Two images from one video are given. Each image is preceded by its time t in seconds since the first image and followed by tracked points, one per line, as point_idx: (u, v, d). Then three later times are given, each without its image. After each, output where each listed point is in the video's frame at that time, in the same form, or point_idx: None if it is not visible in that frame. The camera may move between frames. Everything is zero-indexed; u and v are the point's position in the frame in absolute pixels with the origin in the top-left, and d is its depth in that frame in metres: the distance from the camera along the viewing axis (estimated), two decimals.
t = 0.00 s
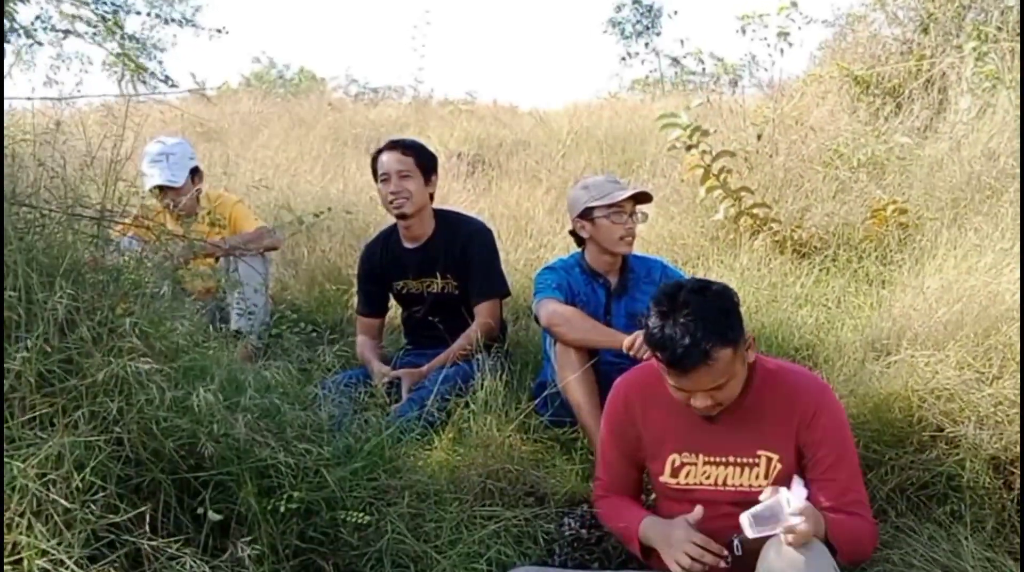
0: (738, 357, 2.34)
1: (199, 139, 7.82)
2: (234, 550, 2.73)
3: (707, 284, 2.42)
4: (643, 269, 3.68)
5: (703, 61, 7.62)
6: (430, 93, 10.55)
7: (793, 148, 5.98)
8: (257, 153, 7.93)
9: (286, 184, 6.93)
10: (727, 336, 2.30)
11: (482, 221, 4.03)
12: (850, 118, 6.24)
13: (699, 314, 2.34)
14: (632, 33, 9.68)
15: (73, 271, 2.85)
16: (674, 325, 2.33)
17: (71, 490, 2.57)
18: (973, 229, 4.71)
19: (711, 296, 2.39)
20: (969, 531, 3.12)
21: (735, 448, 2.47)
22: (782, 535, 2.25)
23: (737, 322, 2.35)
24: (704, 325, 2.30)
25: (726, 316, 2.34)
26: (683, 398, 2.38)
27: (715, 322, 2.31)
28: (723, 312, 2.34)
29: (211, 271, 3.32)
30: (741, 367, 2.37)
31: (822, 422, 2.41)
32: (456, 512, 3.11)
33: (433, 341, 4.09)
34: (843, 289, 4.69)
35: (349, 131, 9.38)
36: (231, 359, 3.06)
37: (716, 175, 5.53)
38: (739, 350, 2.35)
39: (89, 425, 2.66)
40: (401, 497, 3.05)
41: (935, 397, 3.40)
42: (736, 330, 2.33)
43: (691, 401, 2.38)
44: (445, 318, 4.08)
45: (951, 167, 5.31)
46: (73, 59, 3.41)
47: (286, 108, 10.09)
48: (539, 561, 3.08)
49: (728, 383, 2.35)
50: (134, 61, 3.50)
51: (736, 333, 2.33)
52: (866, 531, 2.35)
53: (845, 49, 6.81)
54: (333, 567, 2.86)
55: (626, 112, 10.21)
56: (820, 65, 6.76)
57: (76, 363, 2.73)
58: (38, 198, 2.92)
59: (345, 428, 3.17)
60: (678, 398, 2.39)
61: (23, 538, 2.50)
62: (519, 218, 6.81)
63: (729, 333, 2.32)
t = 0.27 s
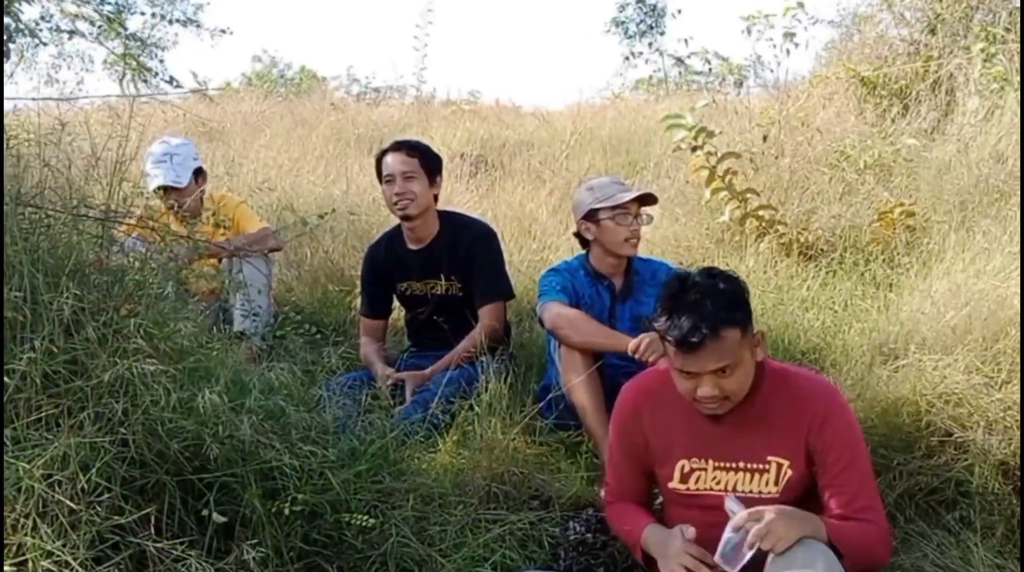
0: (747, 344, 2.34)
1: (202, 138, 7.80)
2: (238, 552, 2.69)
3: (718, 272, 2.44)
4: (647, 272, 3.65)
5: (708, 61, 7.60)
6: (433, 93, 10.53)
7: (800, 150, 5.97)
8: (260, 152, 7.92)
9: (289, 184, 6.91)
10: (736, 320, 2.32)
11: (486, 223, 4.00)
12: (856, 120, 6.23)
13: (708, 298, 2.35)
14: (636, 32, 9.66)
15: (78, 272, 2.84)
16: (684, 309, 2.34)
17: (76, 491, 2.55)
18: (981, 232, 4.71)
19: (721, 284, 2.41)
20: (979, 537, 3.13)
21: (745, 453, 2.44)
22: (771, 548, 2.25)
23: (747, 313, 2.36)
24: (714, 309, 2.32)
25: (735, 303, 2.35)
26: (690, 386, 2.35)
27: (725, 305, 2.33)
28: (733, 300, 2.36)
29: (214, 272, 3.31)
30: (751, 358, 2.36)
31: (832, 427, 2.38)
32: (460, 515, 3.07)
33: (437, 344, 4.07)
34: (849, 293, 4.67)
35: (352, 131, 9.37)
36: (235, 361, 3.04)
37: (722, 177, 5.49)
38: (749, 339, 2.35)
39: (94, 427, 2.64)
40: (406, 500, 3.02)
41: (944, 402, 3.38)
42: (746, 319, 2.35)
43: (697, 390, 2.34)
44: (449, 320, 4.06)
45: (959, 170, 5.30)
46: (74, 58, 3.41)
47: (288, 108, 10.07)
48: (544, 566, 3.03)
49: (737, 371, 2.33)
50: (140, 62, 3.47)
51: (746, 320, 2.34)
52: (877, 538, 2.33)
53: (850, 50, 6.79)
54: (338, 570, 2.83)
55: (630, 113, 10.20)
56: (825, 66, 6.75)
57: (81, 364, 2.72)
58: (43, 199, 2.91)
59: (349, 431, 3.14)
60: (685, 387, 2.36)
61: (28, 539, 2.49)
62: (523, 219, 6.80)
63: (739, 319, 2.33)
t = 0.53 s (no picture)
0: (761, 331, 2.36)
1: (204, 139, 7.78)
2: (244, 556, 2.67)
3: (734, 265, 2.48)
4: (653, 274, 3.60)
5: (713, 62, 7.58)
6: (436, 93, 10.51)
7: (805, 152, 5.94)
8: (262, 153, 7.89)
9: (292, 185, 6.89)
10: (750, 303, 2.36)
11: (491, 225, 3.97)
12: (863, 121, 6.21)
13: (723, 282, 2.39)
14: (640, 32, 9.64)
15: (83, 273, 2.82)
16: (702, 290, 2.38)
17: (82, 493, 2.53)
18: (990, 235, 4.70)
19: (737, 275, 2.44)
20: (989, 543, 3.10)
21: (755, 459, 2.42)
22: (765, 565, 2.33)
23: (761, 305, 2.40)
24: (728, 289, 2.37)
25: (750, 288, 2.40)
26: (702, 371, 2.34)
27: (740, 289, 2.37)
28: (748, 287, 2.40)
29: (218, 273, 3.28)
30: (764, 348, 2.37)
31: (843, 434, 2.36)
32: (466, 519, 3.04)
33: (441, 346, 4.04)
34: (856, 296, 4.65)
35: (355, 132, 9.34)
36: (240, 363, 3.01)
37: (727, 178, 5.45)
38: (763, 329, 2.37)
39: (99, 429, 2.62)
40: (411, 503, 2.99)
41: (953, 406, 3.35)
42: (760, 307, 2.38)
43: (709, 375, 2.34)
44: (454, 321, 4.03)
45: (967, 172, 5.28)
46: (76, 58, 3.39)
47: (291, 108, 10.05)
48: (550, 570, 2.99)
49: (751, 359, 2.33)
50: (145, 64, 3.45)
51: (760, 307, 2.38)
52: (885, 545, 2.32)
53: (854, 52, 6.77)
54: None
55: (634, 113, 10.17)
56: (830, 67, 6.72)
57: (86, 365, 2.69)
58: (46, 199, 2.88)
59: (354, 434, 3.11)
60: (696, 374, 2.36)
61: (34, 542, 2.48)
62: (527, 221, 6.77)
63: (754, 305, 2.37)
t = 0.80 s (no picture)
0: (770, 334, 2.34)
1: (208, 139, 7.75)
2: (249, 561, 2.63)
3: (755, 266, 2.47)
4: (660, 277, 3.55)
5: (718, 63, 7.55)
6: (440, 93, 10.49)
7: (812, 154, 5.91)
8: (266, 153, 7.86)
9: (296, 186, 6.87)
10: (761, 303, 2.35)
11: (495, 225, 3.92)
12: (870, 123, 6.18)
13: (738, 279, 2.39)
14: (644, 32, 9.61)
15: (89, 276, 2.80)
16: (715, 284, 2.39)
17: (87, 496, 2.51)
18: (1000, 239, 4.71)
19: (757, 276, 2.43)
20: (1000, 552, 3.05)
21: (767, 467, 2.40)
22: None
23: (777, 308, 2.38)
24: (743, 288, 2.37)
25: (766, 288, 2.39)
26: (700, 367, 2.35)
27: (755, 289, 2.37)
28: (765, 289, 2.39)
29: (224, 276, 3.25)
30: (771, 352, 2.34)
31: (857, 444, 2.34)
32: (472, 524, 3.00)
33: (447, 348, 4.01)
34: (864, 300, 4.63)
35: (359, 133, 9.32)
36: (245, 366, 2.98)
37: (734, 181, 5.38)
38: (773, 332, 2.35)
39: (104, 432, 2.60)
40: (417, 508, 2.97)
41: (963, 413, 3.34)
42: (773, 310, 2.37)
43: (708, 371, 2.34)
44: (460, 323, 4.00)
45: (975, 174, 5.28)
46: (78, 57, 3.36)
47: (294, 108, 10.02)
48: None
49: (752, 360, 2.32)
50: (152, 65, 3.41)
51: (772, 310, 2.36)
52: (896, 556, 2.31)
53: (858, 52, 6.73)
54: None
55: (639, 114, 10.15)
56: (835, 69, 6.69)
57: (90, 369, 2.67)
58: (51, 203, 2.86)
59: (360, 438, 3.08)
60: (696, 369, 2.36)
61: (40, 546, 2.46)
62: (531, 222, 6.74)
63: (766, 306, 2.36)
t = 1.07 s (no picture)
0: (742, 345, 2.38)
1: (212, 140, 7.72)
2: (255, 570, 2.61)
3: (775, 278, 2.48)
4: (668, 282, 3.50)
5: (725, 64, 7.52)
6: (444, 94, 10.46)
7: (820, 156, 5.87)
8: (270, 154, 7.83)
9: (301, 188, 6.84)
10: (742, 314, 2.40)
11: (502, 229, 3.89)
12: (880, 125, 6.15)
13: (741, 288, 2.45)
14: (649, 33, 9.58)
15: (94, 280, 2.77)
16: (733, 295, 2.44)
17: (93, 503, 2.48)
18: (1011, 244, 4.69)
19: (769, 293, 2.44)
20: (1015, 561, 3.02)
21: (784, 478, 2.46)
22: None
23: (765, 327, 2.39)
24: (741, 298, 2.42)
25: (763, 306, 2.41)
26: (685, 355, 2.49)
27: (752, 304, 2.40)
28: (762, 307, 2.41)
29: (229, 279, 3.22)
30: (740, 364, 2.38)
31: (877, 460, 2.37)
32: (479, 531, 2.92)
33: (453, 352, 3.99)
34: (874, 304, 4.59)
35: (363, 134, 9.29)
36: (251, 371, 2.95)
37: (741, 183, 5.39)
38: (745, 345, 2.38)
39: (111, 438, 2.56)
40: (424, 515, 2.92)
41: (976, 420, 3.32)
42: (755, 327, 2.39)
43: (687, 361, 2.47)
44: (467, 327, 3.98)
45: (985, 178, 5.26)
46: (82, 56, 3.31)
47: (298, 109, 9.99)
48: None
49: (716, 364, 2.39)
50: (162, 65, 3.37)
51: (755, 326, 2.38)
52: None
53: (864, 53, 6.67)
54: None
55: (645, 115, 10.12)
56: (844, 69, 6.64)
57: (97, 374, 2.64)
58: (58, 206, 2.83)
59: (368, 444, 3.04)
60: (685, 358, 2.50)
61: (45, 553, 2.42)
62: (537, 224, 6.71)
63: (749, 320, 2.39)
